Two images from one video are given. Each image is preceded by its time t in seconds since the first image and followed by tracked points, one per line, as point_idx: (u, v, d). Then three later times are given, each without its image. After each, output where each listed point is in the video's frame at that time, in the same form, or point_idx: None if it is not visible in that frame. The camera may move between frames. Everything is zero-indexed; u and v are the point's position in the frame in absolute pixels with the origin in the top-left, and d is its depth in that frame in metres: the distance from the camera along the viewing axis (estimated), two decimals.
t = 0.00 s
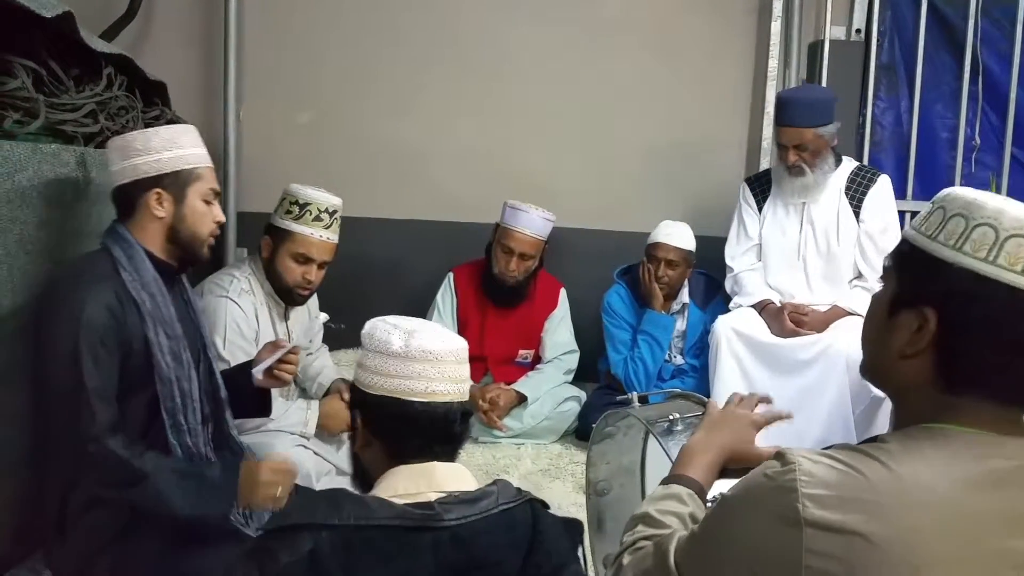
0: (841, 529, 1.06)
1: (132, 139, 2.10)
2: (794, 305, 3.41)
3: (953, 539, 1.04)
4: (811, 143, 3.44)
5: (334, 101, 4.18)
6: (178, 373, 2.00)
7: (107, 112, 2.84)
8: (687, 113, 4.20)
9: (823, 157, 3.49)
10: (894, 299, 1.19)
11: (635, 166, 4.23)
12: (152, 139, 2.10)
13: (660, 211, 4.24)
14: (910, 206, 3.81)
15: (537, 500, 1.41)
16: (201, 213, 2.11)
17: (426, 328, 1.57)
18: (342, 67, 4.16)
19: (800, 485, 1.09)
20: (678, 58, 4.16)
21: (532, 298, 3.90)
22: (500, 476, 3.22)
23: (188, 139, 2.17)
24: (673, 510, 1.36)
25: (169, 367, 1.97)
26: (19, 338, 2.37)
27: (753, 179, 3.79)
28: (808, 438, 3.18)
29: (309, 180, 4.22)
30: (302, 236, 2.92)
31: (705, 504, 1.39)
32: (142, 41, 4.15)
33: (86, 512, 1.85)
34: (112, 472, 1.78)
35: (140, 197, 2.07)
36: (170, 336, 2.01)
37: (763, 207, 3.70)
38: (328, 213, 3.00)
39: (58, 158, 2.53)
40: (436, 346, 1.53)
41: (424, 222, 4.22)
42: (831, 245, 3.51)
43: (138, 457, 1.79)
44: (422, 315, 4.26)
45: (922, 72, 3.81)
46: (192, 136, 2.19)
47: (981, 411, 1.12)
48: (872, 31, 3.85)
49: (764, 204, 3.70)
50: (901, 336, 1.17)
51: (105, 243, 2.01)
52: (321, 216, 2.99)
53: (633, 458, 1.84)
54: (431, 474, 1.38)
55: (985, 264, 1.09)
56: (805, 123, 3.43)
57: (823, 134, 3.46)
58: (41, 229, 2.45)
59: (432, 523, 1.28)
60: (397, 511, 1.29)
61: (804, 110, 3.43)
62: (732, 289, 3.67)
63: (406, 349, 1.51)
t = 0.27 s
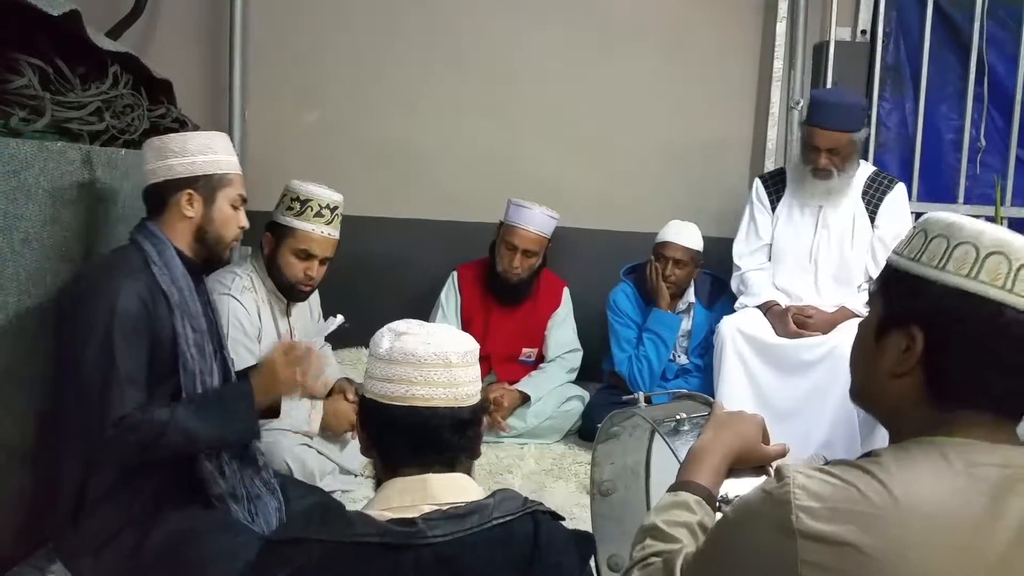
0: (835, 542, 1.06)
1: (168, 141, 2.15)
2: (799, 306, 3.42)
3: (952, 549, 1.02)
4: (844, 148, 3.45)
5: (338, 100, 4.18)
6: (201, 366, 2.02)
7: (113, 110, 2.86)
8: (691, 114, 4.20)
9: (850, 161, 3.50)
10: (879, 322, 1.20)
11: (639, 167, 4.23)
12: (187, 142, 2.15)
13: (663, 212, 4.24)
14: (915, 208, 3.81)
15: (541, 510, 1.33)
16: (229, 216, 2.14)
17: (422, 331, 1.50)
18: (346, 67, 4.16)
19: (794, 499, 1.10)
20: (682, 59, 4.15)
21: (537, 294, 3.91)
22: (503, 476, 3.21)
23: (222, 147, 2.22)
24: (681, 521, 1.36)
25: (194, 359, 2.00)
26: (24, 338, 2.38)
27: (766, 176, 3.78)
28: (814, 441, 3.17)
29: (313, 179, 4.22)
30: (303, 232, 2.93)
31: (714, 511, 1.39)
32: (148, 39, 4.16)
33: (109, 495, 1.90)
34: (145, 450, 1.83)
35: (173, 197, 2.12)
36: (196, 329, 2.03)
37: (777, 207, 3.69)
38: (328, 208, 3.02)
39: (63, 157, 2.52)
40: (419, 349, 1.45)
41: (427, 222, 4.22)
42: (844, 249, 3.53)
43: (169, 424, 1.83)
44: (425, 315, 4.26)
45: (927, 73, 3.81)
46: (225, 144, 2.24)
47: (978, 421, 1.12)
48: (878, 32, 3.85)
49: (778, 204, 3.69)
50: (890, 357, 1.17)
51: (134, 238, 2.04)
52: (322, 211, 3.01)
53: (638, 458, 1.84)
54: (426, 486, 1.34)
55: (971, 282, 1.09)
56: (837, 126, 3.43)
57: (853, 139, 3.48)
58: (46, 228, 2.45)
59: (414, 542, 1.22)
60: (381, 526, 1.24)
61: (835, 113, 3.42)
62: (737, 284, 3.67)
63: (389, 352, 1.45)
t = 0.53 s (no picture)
0: (837, 534, 1.05)
1: (177, 141, 2.15)
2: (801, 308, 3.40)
3: (952, 541, 1.02)
4: (860, 143, 3.47)
5: (339, 100, 4.18)
6: (218, 357, 2.02)
7: (115, 109, 2.84)
8: (692, 114, 4.20)
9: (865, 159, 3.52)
10: (895, 314, 1.20)
11: (640, 167, 4.23)
12: (196, 140, 2.15)
13: (665, 212, 4.24)
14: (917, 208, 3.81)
15: (540, 513, 1.28)
16: (239, 211, 2.15)
17: (421, 333, 1.50)
18: (347, 66, 4.16)
19: (798, 491, 1.09)
20: (684, 59, 4.16)
21: (538, 295, 3.91)
22: (504, 476, 3.21)
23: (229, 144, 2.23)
24: (681, 516, 1.36)
25: (212, 349, 2.00)
26: (26, 337, 2.37)
27: (776, 173, 3.76)
28: (815, 441, 3.18)
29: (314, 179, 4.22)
30: (292, 220, 2.94)
31: (715, 508, 1.38)
32: (150, 39, 4.16)
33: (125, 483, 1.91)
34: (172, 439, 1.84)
35: (184, 194, 2.12)
36: (214, 321, 2.03)
37: (785, 203, 3.68)
38: (315, 198, 3.02)
39: (65, 156, 2.52)
40: (418, 350, 1.45)
41: (428, 221, 4.22)
42: (852, 249, 3.53)
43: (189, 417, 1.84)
44: (426, 315, 4.26)
45: (929, 74, 3.81)
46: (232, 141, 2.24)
47: (984, 419, 1.11)
48: (880, 33, 3.85)
49: (786, 200, 3.69)
50: (905, 350, 1.17)
51: (150, 233, 2.04)
52: (309, 201, 3.02)
53: (641, 458, 1.83)
54: (424, 482, 1.31)
55: (988, 278, 1.09)
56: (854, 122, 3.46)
57: (869, 134, 3.49)
58: (48, 226, 2.45)
59: (397, 533, 1.18)
60: (367, 514, 1.21)
61: (851, 107, 3.45)
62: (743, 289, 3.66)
63: (388, 355, 1.46)
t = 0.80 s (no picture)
0: (844, 542, 1.05)
1: (191, 144, 2.15)
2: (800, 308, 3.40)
3: (960, 545, 1.03)
4: (844, 144, 3.47)
5: (341, 100, 4.18)
6: (225, 355, 2.01)
7: (117, 108, 2.84)
8: (694, 115, 4.20)
9: (853, 158, 3.51)
10: (892, 325, 1.19)
11: (641, 168, 4.23)
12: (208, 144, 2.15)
13: (666, 213, 4.24)
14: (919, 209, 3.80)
15: (560, 500, 1.31)
16: (248, 215, 2.16)
17: (436, 333, 1.47)
18: (348, 67, 4.16)
19: (807, 498, 1.09)
20: (686, 60, 4.16)
21: (539, 298, 3.90)
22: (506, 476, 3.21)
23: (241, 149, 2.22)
24: (683, 518, 1.36)
25: (220, 347, 1.99)
26: (29, 337, 2.37)
27: (772, 176, 3.80)
28: (817, 441, 3.14)
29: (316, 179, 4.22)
30: (275, 210, 2.95)
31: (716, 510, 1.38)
32: (152, 38, 4.16)
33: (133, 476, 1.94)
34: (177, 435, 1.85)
35: (193, 197, 2.12)
36: (221, 319, 2.03)
37: (783, 206, 3.70)
38: (295, 186, 3.04)
39: (67, 155, 2.52)
40: (437, 350, 1.41)
41: (429, 222, 4.22)
42: (850, 249, 3.52)
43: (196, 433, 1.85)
44: (427, 315, 4.26)
45: (931, 75, 3.81)
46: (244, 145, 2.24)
47: (989, 424, 1.10)
48: (882, 33, 3.86)
49: (784, 203, 3.70)
50: (903, 361, 1.17)
51: (160, 233, 2.04)
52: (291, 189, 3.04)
53: (647, 457, 1.82)
54: (449, 466, 1.34)
55: (975, 281, 1.09)
56: (838, 124, 3.45)
57: (854, 135, 3.48)
58: (49, 225, 2.44)
59: (428, 505, 1.24)
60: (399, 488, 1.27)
61: (835, 109, 3.44)
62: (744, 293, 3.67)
63: (407, 355, 1.42)
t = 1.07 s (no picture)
0: (858, 536, 1.05)
1: (178, 143, 2.13)
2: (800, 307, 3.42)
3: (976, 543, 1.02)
4: (826, 141, 3.42)
5: (342, 100, 4.18)
6: (223, 352, 2.01)
7: (118, 107, 2.83)
8: (695, 115, 4.20)
9: (838, 155, 3.47)
10: (916, 311, 1.18)
11: (642, 168, 4.23)
12: (198, 140, 2.14)
13: (667, 214, 4.24)
14: (919, 210, 3.80)
15: (553, 492, 1.33)
16: (240, 210, 2.15)
17: (434, 332, 1.47)
18: (350, 66, 4.16)
19: (820, 492, 1.08)
20: (687, 60, 4.15)
21: (540, 297, 3.90)
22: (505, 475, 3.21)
23: (230, 144, 2.21)
24: (692, 511, 1.36)
25: (218, 345, 1.99)
26: (30, 336, 2.37)
27: (764, 179, 3.79)
28: (816, 441, 3.16)
29: (317, 179, 4.22)
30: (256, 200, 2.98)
31: (725, 505, 1.38)
32: (153, 38, 4.15)
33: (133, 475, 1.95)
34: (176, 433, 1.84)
35: (183, 194, 2.11)
36: (218, 317, 2.03)
37: (775, 207, 3.69)
38: (273, 176, 3.09)
39: (68, 154, 2.52)
40: (434, 348, 1.42)
41: (430, 222, 4.22)
42: (843, 247, 3.51)
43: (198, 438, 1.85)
44: (428, 315, 4.26)
45: (932, 76, 3.81)
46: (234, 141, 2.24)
47: (1004, 420, 1.10)
48: (883, 34, 3.85)
49: (775, 204, 3.70)
50: (923, 349, 1.16)
51: (156, 231, 2.04)
52: (269, 179, 3.09)
53: (644, 458, 1.83)
54: (447, 460, 1.36)
55: (1004, 272, 1.08)
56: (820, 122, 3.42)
57: (837, 133, 3.45)
58: (50, 224, 2.44)
59: (424, 495, 1.25)
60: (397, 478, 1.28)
61: (822, 106, 3.41)
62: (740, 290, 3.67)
63: (406, 354, 1.42)
